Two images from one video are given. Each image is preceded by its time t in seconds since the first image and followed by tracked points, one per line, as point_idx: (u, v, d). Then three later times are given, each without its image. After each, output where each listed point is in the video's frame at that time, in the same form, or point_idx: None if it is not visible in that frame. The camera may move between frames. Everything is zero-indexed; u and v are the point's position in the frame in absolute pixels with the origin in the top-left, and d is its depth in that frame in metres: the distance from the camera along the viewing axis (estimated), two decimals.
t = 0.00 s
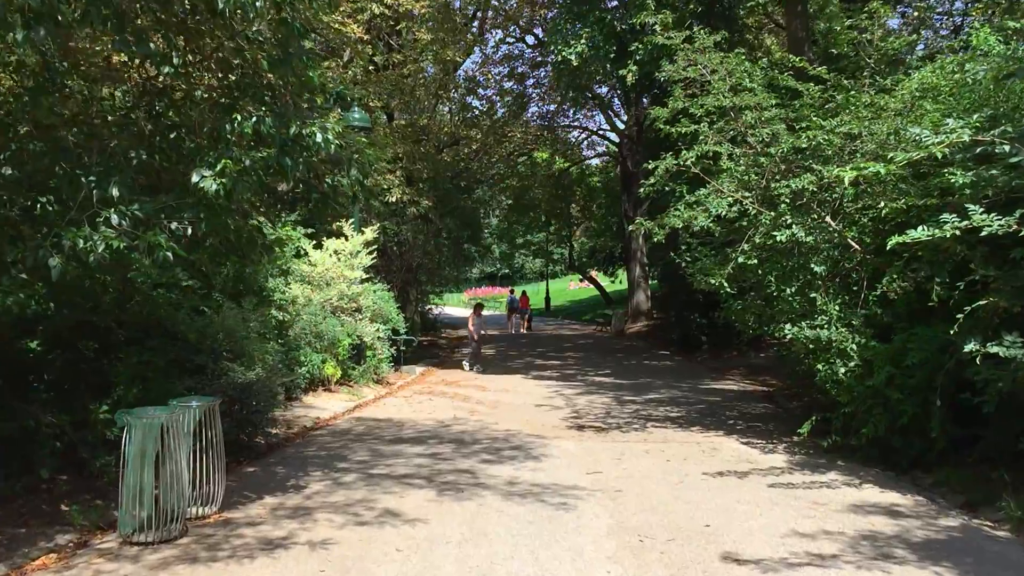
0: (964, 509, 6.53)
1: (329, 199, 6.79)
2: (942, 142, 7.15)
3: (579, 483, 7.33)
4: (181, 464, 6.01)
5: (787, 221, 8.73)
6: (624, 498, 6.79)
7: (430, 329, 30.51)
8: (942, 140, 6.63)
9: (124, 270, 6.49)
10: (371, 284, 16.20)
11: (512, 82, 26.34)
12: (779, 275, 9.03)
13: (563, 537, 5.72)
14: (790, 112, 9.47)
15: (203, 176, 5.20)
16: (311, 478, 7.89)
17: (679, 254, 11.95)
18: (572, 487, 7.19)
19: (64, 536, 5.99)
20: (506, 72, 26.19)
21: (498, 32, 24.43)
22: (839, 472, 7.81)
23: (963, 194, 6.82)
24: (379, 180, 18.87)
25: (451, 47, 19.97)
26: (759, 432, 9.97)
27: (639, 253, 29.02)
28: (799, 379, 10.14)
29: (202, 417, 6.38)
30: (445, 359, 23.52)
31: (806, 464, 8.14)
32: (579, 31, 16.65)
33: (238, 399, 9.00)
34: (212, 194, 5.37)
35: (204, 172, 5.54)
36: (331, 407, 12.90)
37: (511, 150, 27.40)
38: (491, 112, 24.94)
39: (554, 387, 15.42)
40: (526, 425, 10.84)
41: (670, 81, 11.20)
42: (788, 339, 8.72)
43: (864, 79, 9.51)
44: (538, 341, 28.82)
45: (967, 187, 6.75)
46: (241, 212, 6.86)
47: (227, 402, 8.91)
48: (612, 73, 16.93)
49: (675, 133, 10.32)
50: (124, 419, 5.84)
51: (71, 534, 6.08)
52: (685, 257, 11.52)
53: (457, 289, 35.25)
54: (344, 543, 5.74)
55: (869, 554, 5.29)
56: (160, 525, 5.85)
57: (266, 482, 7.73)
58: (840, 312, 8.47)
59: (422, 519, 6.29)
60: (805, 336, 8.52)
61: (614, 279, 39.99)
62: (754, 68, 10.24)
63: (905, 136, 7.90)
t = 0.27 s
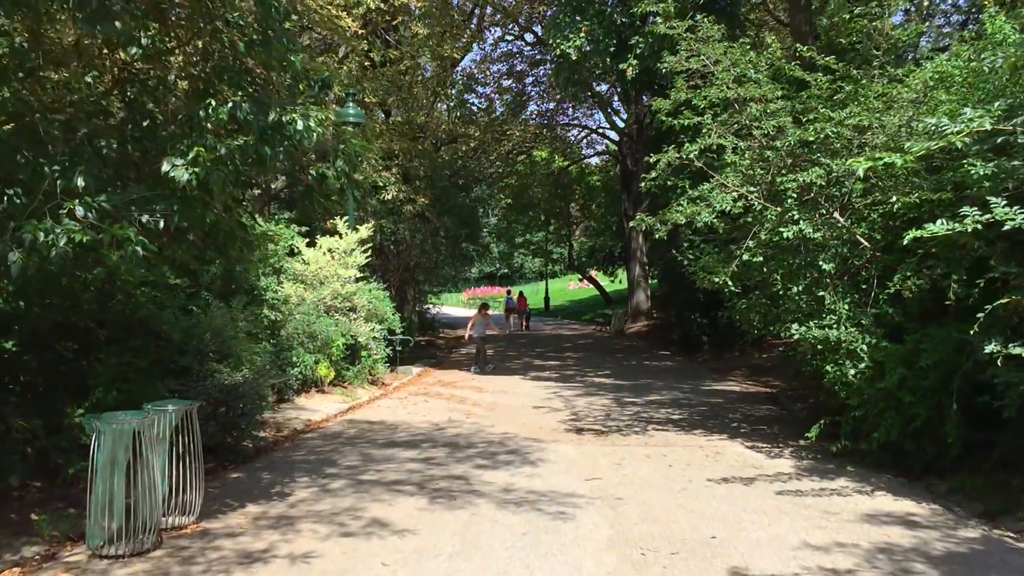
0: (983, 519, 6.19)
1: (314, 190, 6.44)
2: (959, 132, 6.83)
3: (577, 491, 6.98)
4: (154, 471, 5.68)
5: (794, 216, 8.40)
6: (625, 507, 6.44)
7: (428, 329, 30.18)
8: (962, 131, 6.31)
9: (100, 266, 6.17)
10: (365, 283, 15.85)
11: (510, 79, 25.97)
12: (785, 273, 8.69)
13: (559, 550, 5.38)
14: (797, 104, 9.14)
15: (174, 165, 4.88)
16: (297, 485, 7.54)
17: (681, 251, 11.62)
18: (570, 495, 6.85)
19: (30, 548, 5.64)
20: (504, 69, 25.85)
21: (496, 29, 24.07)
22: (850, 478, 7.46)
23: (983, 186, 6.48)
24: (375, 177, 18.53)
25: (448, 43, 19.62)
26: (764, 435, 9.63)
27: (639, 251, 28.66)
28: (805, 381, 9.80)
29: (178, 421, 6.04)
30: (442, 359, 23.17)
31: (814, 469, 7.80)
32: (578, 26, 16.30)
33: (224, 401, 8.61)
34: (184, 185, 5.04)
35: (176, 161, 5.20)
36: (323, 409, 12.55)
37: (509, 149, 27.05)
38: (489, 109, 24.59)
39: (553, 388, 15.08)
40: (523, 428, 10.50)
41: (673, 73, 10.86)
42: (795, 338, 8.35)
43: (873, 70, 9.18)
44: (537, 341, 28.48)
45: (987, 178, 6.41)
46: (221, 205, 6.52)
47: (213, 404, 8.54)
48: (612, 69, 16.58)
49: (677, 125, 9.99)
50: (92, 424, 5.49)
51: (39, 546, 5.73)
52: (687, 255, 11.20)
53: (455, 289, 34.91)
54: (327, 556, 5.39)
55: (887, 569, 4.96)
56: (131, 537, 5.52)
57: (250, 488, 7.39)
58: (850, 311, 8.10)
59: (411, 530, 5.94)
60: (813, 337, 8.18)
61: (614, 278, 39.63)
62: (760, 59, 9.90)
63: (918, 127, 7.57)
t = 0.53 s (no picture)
0: (1007, 534, 5.84)
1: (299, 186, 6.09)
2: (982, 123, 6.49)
3: (578, 503, 6.63)
4: (125, 485, 5.32)
5: (804, 214, 8.06)
6: (629, 521, 6.07)
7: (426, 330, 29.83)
8: (988, 122, 5.96)
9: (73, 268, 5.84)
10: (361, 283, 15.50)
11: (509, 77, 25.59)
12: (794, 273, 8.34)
13: (559, 570, 5.02)
14: (807, 98, 8.80)
15: (142, 156, 4.57)
16: (284, 496, 7.19)
17: (686, 251, 11.28)
18: (570, 507, 6.50)
19: None
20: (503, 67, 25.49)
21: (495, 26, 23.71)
22: (864, 489, 7.10)
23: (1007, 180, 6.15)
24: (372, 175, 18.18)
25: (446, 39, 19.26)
26: (772, 442, 9.27)
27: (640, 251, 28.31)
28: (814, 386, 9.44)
29: (154, 431, 5.68)
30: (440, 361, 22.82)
31: (826, 479, 7.45)
32: (578, 21, 15.94)
33: (209, 407, 8.26)
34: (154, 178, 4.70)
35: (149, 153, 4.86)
36: (315, 413, 12.20)
37: (509, 148, 26.69)
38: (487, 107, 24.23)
39: (552, 391, 14.72)
40: (521, 433, 10.14)
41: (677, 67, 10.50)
42: (805, 341, 7.98)
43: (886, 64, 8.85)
44: (536, 342, 28.13)
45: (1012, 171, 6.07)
46: (202, 200, 6.17)
47: (198, 410, 8.18)
48: (613, 64, 16.24)
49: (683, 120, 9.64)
50: (59, 434, 5.10)
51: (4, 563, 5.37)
52: (692, 253, 10.85)
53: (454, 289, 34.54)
54: None
55: None
56: (101, 555, 5.15)
57: (234, 499, 7.03)
58: (863, 313, 7.74)
59: (400, 547, 5.59)
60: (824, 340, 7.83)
61: (614, 279, 39.26)
62: (769, 51, 9.56)
63: (937, 120, 7.23)
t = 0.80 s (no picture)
0: None
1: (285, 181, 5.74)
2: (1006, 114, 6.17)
3: (582, 515, 6.27)
4: (97, 499, 4.94)
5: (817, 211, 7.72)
6: (636, 536, 5.72)
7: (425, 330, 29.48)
8: (1015, 111, 5.62)
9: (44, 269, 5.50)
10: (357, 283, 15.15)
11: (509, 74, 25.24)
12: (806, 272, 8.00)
13: None
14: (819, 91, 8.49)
15: (110, 147, 4.25)
16: (272, 506, 6.83)
17: (692, 250, 10.96)
18: (573, 520, 6.15)
19: None
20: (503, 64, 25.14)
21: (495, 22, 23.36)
22: (882, 500, 6.75)
23: None
24: (369, 173, 17.84)
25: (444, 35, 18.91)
26: (781, 448, 8.92)
27: (641, 250, 27.97)
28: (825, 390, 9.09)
29: (130, 441, 5.31)
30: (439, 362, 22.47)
31: (841, 489, 7.10)
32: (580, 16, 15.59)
33: (197, 411, 7.80)
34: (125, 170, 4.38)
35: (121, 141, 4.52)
36: (309, 416, 11.85)
37: (508, 146, 26.34)
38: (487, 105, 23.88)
39: (553, 394, 14.37)
40: (521, 439, 9.79)
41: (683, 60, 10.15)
42: (817, 344, 7.63)
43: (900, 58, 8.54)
44: (536, 342, 27.78)
45: None
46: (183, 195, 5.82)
47: (184, 415, 7.71)
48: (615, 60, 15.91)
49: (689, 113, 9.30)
50: (26, 445, 4.71)
51: None
52: (698, 252, 10.50)
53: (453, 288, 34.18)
54: None
55: None
56: None
57: (219, 511, 6.68)
58: (879, 314, 7.39)
59: (393, 565, 5.24)
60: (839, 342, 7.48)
61: (615, 278, 38.93)
62: (778, 43, 9.24)
63: (957, 113, 6.92)
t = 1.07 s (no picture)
0: None
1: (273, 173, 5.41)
2: None
3: (586, 527, 5.94)
4: (70, 514, 4.60)
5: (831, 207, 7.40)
6: (645, 550, 5.39)
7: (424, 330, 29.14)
8: None
9: (17, 269, 5.19)
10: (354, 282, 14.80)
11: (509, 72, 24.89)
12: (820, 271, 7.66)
13: None
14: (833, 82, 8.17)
15: (77, 132, 3.96)
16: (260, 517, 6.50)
17: (698, 248, 10.64)
18: (577, 532, 5.82)
19: None
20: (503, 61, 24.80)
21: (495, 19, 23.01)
22: (901, 510, 6.42)
23: None
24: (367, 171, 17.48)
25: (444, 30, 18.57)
26: (792, 454, 8.59)
27: (642, 250, 27.63)
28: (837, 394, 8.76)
29: (107, 451, 4.98)
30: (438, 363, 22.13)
31: (858, 498, 6.77)
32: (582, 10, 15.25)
33: (184, 417, 7.48)
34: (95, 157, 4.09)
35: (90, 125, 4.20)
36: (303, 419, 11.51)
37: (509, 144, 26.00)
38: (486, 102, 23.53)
39: (554, 396, 14.03)
40: (522, 444, 9.45)
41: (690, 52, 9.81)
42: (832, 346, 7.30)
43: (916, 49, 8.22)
44: (536, 343, 27.44)
45: None
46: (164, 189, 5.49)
47: (171, 420, 7.35)
48: (617, 55, 15.59)
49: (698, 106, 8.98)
50: None
51: None
52: (705, 251, 10.17)
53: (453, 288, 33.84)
54: None
55: None
56: None
57: (204, 522, 6.35)
58: (897, 315, 7.07)
59: None
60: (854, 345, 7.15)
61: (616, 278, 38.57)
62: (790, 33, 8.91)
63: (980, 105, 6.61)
